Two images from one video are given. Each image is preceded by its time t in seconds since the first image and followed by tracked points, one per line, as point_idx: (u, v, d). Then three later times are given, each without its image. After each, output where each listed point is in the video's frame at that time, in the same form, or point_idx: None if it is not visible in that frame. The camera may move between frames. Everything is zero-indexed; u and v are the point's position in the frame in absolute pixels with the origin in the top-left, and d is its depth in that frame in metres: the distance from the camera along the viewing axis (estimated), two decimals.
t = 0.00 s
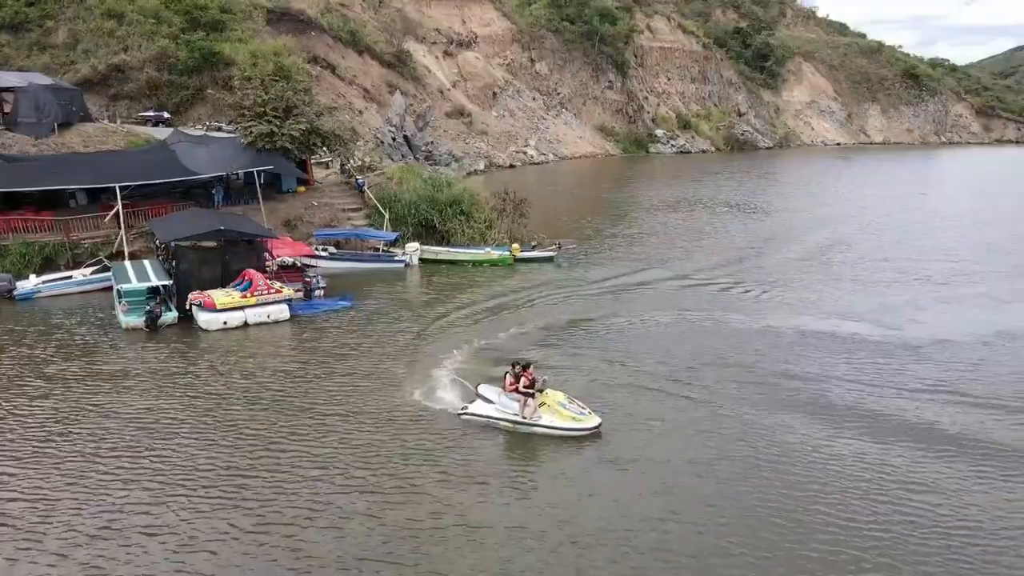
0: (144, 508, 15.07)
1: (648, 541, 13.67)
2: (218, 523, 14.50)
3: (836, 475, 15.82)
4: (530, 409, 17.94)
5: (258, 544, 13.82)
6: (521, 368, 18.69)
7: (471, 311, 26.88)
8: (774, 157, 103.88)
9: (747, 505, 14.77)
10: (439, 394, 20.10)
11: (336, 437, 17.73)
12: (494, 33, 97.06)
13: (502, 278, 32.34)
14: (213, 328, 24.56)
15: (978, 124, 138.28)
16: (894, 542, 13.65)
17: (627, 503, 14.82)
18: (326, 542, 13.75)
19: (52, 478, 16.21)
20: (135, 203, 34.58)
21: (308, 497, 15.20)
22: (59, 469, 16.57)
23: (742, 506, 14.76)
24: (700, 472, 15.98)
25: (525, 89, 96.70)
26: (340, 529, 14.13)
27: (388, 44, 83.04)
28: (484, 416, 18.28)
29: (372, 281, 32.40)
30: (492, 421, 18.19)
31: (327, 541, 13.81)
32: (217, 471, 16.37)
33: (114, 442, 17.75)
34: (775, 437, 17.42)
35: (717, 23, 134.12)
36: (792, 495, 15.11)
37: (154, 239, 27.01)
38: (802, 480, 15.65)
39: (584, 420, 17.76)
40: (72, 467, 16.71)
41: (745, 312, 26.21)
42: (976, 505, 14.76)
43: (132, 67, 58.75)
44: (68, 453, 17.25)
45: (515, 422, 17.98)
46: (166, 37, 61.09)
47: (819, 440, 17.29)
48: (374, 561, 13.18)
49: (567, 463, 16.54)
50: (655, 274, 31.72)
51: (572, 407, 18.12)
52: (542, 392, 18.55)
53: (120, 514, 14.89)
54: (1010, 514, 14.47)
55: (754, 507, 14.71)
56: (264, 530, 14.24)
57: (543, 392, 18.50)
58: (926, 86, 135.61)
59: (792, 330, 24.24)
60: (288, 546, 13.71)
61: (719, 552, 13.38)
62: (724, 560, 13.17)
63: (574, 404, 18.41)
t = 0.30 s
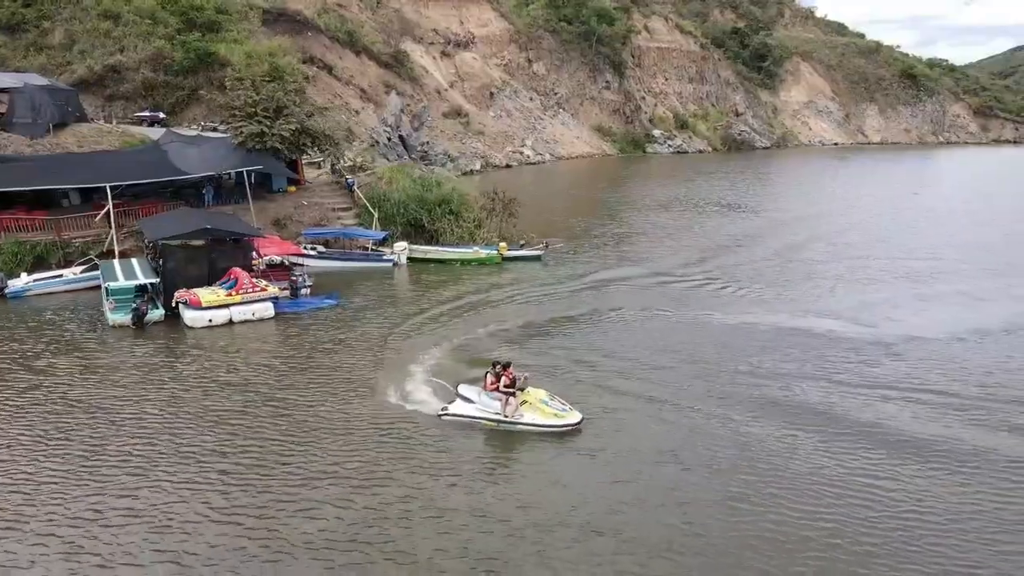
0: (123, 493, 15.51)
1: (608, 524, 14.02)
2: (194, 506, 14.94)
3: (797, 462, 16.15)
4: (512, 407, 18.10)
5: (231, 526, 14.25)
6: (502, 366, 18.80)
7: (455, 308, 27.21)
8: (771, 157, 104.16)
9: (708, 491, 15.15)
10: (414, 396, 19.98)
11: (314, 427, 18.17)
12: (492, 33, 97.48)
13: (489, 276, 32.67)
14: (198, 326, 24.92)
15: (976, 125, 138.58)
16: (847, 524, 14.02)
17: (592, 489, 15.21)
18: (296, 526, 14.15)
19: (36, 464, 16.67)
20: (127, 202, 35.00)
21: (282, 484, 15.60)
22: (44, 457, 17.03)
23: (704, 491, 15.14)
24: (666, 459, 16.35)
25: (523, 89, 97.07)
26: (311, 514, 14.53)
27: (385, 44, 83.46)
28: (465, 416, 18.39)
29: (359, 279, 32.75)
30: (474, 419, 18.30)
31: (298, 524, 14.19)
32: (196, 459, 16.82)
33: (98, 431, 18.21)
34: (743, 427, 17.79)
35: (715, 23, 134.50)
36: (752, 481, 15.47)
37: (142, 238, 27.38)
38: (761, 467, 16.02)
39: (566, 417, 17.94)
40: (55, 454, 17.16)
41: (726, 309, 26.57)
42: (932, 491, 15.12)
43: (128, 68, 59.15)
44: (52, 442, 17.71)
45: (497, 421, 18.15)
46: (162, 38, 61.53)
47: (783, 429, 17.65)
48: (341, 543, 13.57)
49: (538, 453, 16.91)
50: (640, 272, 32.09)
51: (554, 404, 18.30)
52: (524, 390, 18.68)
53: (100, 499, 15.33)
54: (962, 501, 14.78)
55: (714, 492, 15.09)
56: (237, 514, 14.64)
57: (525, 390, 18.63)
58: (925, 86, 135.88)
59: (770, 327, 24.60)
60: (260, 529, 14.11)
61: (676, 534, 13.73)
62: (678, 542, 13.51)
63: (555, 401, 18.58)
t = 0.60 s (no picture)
0: (91, 480, 16.19)
1: (551, 509, 14.57)
2: (157, 494, 15.59)
3: (741, 451, 16.65)
4: (482, 405, 18.39)
5: (190, 512, 14.89)
6: (472, 365, 18.97)
7: (431, 305, 27.60)
8: (767, 158, 104.44)
9: (652, 478, 15.66)
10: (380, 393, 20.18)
11: (281, 418, 18.77)
12: (488, 34, 98.00)
13: (469, 274, 33.04)
14: (175, 323, 25.40)
15: (973, 125, 138.80)
16: (784, 509, 14.50)
17: (541, 477, 15.73)
18: (250, 513, 14.73)
19: (10, 453, 17.38)
20: (112, 202, 35.52)
21: (241, 474, 16.19)
22: (18, 446, 17.73)
23: (647, 479, 15.65)
24: (617, 448, 16.87)
25: (519, 89, 97.49)
26: (266, 501, 15.12)
27: (381, 44, 83.94)
28: (436, 414, 18.55)
29: (340, 278, 33.12)
30: (444, 417, 18.51)
31: (253, 511, 14.79)
32: (163, 450, 17.46)
33: (72, 422, 18.89)
34: (697, 417, 18.26)
35: (712, 24, 134.94)
36: (697, 469, 15.98)
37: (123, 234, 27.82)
38: (707, 455, 16.53)
39: (536, 413, 18.25)
40: (29, 443, 17.85)
41: (698, 306, 27.03)
42: (871, 477, 15.60)
43: (121, 69, 59.62)
44: (27, 432, 18.37)
45: (467, 419, 18.41)
46: (155, 39, 62.02)
47: (734, 419, 18.15)
48: (292, 528, 14.19)
49: (495, 444, 17.41)
50: (620, 270, 32.44)
51: (524, 401, 18.60)
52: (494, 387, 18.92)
53: (68, 485, 16.01)
54: (898, 489, 15.21)
55: (657, 479, 15.62)
56: (196, 502, 15.24)
57: (494, 387, 18.88)
58: (922, 86, 136.17)
59: (740, 324, 25.01)
60: (215, 516, 14.71)
61: (614, 517, 14.27)
62: (617, 525, 14.03)
63: (525, 397, 18.84)
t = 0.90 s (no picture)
0: (61, 467, 16.77)
1: (500, 498, 15.01)
2: (122, 481, 16.18)
3: (695, 444, 16.96)
4: (453, 403, 18.34)
5: (152, 498, 15.48)
6: (443, 363, 18.99)
7: (410, 303, 27.88)
8: (767, 157, 104.39)
9: (604, 469, 16.03)
10: (348, 390, 20.38)
11: (250, 409, 19.29)
12: (488, 34, 98.39)
13: (453, 273, 33.32)
14: (155, 320, 25.79)
15: (976, 125, 138.55)
16: (729, 499, 14.83)
17: (496, 470, 16.09)
18: (210, 498, 15.35)
19: None
20: (101, 199, 36.00)
21: (205, 462, 16.74)
22: None
23: (598, 469, 16.01)
24: (571, 439, 17.28)
25: (519, 89, 97.79)
26: (226, 487, 15.74)
27: (381, 44, 84.31)
28: (409, 414, 18.42)
29: (325, 276, 33.41)
30: (417, 418, 18.37)
31: (212, 497, 15.39)
32: (133, 438, 18.04)
33: (47, 413, 19.41)
34: (658, 412, 18.53)
35: (714, 24, 135.08)
36: (649, 460, 16.31)
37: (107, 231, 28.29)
38: (658, 445, 16.93)
39: (508, 408, 18.37)
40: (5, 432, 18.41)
41: (676, 303, 27.28)
42: (820, 468, 15.90)
43: (119, 69, 60.03)
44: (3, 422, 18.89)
45: (439, 416, 18.33)
46: (152, 40, 62.47)
47: (690, 411, 18.52)
48: (248, 514, 14.74)
49: (458, 438, 17.73)
50: (604, 269, 32.67)
51: (495, 396, 18.71)
52: (465, 385, 18.95)
53: (39, 472, 16.61)
54: (844, 479, 15.50)
55: (609, 470, 15.96)
56: (159, 488, 15.86)
57: (465, 385, 18.91)
58: (924, 86, 135.98)
59: (715, 321, 25.26)
60: (176, 500, 15.33)
61: (561, 505, 14.70)
62: (563, 515, 14.38)
63: (496, 394, 18.93)
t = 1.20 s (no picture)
0: (32, 458, 17.22)
1: (456, 489, 15.34)
2: (91, 472, 16.62)
3: (654, 438, 17.26)
4: (429, 401, 18.40)
5: (118, 489, 15.92)
6: (418, 362, 18.95)
7: (391, 301, 28.15)
8: (767, 158, 104.41)
9: (561, 461, 16.35)
10: (319, 387, 20.65)
11: (221, 403, 19.69)
12: (488, 34, 98.69)
13: (437, 272, 33.57)
14: (136, 318, 26.13)
15: (977, 125, 138.47)
16: (679, 490, 15.14)
17: (455, 463, 16.42)
18: (174, 489, 15.81)
19: None
20: (90, 198, 36.26)
21: (173, 455, 17.17)
22: None
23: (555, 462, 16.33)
24: (533, 433, 17.59)
25: (518, 89, 98.03)
26: (191, 479, 16.19)
27: (380, 44, 84.59)
28: (384, 413, 18.56)
29: (310, 275, 33.68)
30: (390, 417, 18.51)
31: (176, 489, 15.81)
32: (105, 430, 18.48)
33: (24, 406, 19.83)
34: (623, 407, 18.81)
35: (714, 24, 135.17)
36: (606, 453, 16.63)
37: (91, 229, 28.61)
38: (618, 439, 17.24)
39: (481, 406, 18.45)
40: None
41: (655, 302, 27.51)
42: (773, 461, 16.21)
43: (115, 70, 60.31)
44: None
45: (414, 416, 18.41)
46: (149, 40, 62.81)
47: (654, 407, 18.80)
48: (210, 506, 15.17)
49: (422, 433, 18.03)
50: (588, 267, 32.85)
51: (469, 396, 18.78)
52: (439, 384, 19.04)
53: (11, 462, 17.06)
54: (795, 472, 15.81)
55: (565, 463, 16.28)
56: (125, 479, 16.30)
57: (439, 384, 18.99)
58: (925, 86, 135.87)
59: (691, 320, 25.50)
60: (141, 491, 15.76)
61: (513, 496, 15.04)
62: (515, 506, 14.72)
63: (470, 393, 18.99)
